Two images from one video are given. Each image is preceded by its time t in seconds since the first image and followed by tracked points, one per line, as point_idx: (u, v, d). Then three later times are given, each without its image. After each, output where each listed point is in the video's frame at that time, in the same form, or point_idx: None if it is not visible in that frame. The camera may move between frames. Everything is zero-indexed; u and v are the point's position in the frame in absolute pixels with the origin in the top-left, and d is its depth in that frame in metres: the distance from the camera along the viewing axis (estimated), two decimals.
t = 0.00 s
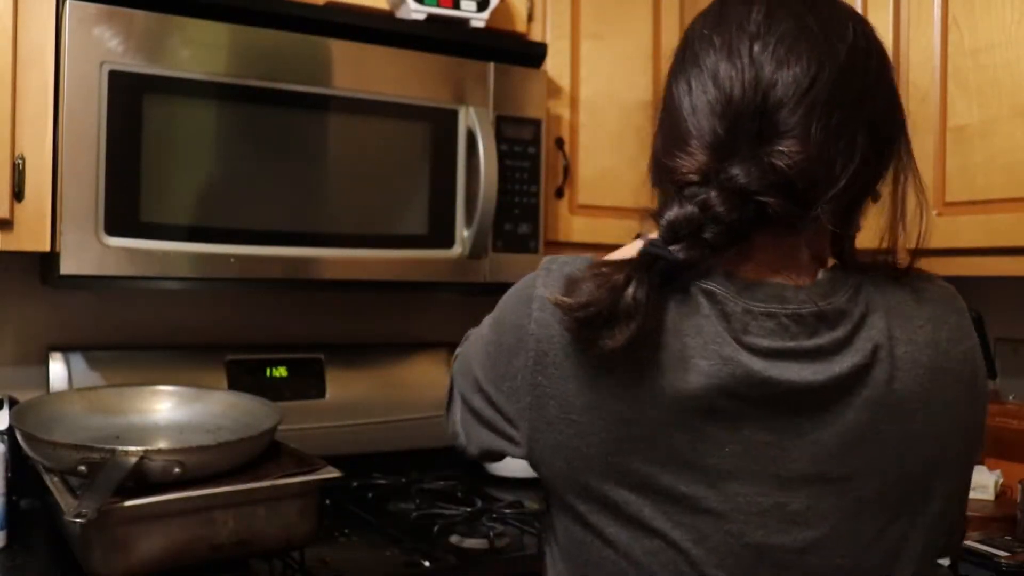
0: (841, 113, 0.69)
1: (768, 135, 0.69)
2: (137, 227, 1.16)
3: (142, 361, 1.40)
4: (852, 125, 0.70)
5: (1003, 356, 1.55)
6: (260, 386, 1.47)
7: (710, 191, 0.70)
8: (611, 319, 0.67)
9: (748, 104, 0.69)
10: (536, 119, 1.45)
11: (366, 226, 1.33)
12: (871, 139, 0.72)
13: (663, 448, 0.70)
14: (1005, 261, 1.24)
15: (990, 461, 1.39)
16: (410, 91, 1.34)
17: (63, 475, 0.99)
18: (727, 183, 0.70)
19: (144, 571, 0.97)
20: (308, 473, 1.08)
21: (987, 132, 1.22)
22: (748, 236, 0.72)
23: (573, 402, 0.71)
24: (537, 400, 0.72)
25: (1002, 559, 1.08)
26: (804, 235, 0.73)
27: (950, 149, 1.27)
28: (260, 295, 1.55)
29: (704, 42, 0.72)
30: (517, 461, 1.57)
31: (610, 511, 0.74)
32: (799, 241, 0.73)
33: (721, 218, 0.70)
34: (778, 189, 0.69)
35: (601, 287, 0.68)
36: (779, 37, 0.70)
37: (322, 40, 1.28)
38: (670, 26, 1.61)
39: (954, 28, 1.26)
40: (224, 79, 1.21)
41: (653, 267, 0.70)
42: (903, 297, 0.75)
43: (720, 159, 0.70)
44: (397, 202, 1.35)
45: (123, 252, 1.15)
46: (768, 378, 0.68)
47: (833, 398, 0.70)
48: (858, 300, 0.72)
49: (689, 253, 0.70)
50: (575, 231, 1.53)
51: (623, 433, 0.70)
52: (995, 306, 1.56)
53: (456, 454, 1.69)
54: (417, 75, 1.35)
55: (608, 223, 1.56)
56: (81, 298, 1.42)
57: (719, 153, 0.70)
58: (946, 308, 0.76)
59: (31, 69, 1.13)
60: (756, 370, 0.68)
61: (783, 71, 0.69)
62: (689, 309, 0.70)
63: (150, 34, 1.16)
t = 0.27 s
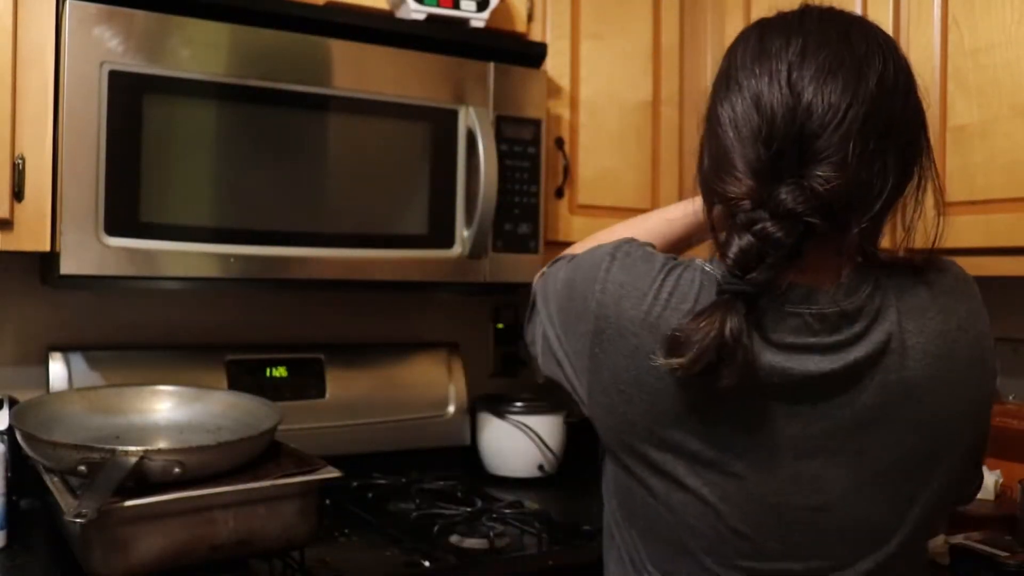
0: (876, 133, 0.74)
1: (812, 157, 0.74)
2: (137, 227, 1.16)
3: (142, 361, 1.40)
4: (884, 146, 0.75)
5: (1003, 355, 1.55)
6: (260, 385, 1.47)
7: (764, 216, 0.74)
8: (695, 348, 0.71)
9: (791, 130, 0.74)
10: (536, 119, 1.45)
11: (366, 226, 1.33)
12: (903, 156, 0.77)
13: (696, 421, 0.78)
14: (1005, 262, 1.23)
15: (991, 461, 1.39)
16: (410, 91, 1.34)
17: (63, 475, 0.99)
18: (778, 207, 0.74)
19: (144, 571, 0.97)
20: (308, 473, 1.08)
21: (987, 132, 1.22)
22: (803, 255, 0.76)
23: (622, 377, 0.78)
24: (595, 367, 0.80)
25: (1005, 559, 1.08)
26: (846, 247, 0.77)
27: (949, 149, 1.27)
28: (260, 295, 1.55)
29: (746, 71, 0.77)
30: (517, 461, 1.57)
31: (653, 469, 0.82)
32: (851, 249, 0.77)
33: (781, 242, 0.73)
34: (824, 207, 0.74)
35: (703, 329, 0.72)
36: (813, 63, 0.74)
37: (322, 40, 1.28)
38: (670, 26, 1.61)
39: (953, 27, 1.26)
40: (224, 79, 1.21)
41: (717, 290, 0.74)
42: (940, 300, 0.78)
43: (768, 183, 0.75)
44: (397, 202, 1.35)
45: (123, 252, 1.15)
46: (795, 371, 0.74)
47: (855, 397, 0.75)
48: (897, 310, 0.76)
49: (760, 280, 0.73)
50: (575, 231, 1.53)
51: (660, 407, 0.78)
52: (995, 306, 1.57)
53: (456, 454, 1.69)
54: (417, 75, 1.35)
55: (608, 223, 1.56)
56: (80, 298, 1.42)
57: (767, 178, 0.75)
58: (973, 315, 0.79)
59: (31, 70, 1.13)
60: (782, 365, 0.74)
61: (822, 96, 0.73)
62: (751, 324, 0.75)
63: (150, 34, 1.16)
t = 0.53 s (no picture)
0: (868, 142, 0.82)
1: (812, 162, 0.81)
2: (136, 227, 1.16)
3: (142, 361, 1.40)
4: (874, 149, 0.82)
5: (1003, 356, 1.55)
6: (260, 386, 1.47)
7: (769, 214, 0.81)
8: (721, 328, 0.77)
9: (794, 139, 0.81)
10: (536, 119, 1.44)
11: (367, 226, 1.33)
12: (890, 159, 0.84)
13: (711, 376, 0.82)
14: (1005, 262, 1.23)
15: (991, 461, 1.40)
16: (410, 91, 1.34)
17: (63, 475, 0.99)
18: (783, 208, 0.81)
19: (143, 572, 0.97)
20: (308, 473, 1.07)
21: (988, 131, 1.22)
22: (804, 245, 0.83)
23: (643, 335, 0.84)
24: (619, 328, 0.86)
25: (1005, 558, 1.08)
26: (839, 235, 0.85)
27: (949, 149, 1.27)
28: (260, 295, 1.55)
29: (748, 89, 0.84)
30: (517, 461, 1.57)
31: (661, 417, 0.87)
32: (843, 236, 0.85)
33: (784, 236, 0.80)
34: (824, 205, 0.81)
35: (725, 312, 0.77)
36: (811, 79, 0.81)
37: (323, 39, 1.28)
38: (670, 26, 1.61)
39: (954, 27, 1.26)
40: (224, 79, 1.21)
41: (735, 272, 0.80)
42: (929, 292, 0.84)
43: (771, 186, 0.82)
44: (397, 202, 1.35)
45: (122, 253, 1.14)
46: (798, 337, 0.80)
47: (852, 361, 0.81)
48: (886, 288, 0.82)
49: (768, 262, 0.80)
50: (575, 231, 1.53)
51: (677, 361, 0.83)
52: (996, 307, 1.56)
53: (456, 454, 1.68)
54: (417, 75, 1.35)
55: (608, 223, 1.55)
56: (80, 298, 1.42)
57: (772, 180, 0.82)
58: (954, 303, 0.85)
59: (30, 69, 1.13)
60: (791, 331, 0.80)
61: (817, 109, 0.80)
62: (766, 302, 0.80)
63: (150, 34, 1.16)
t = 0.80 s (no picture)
0: (815, 161, 0.91)
1: (768, 179, 0.89)
2: (136, 227, 1.16)
3: (142, 361, 1.40)
4: (819, 168, 0.91)
5: (1004, 356, 1.55)
6: (260, 385, 1.47)
7: (732, 226, 0.90)
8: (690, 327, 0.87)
9: (750, 159, 0.89)
10: (536, 118, 1.44)
11: (367, 226, 1.33)
12: (834, 175, 0.93)
13: (675, 368, 0.93)
14: (1006, 262, 1.22)
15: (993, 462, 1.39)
16: (410, 91, 1.34)
17: (62, 476, 0.99)
18: (744, 220, 0.89)
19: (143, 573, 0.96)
20: (308, 473, 1.07)
21: (988, 131, 1.21)
22: (764, 251, 0.92)
23: (602, 327, 0.97)
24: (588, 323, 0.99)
25: (1004, 560, 1.07)
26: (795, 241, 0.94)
27: (950, 149, 1.27)
28: (260, 295, 1.55)
29: (709, 119, 0.93)
30: (518, 461, 1.57)
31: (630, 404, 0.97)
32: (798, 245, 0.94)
33: (745, 243, 0.89)
34: (779, 216, 0.90)
35: (690, 316, 0.88)
36: (762, 108, 0.90)
37: (323, 39, 1.28)
38: (670, 25, 1.60)
39: (954, 26, 1.26)
40: (223, 79, 1.21)
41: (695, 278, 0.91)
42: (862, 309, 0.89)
43: (734, 202, 0.90)
44: (398, 202, 1.35)
45: (122, 253, 1.14)
46: (749, 333, 0.90)
47: (796, 353, 0.89)
48: (819, 296, 0.89)
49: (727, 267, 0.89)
50: (576, 231, 1.53)
51: (637, 351, 0.95)
52: (996, 307, 1.56)
53: (457, 455, 1.68)
54: (418, 76, 1.35)
55: (608, 223, 1.55)
56: (80, 298, 1.42)
57: (733, 196, 0.90)
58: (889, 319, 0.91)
59: (30, 69, 1.13)
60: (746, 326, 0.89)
61: (768, 133, 0.89)
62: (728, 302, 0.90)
63: (150, 34, 1.15)
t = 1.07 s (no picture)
0: (795, 164, 0.94)
1: (749, 177, 0.92)
2: (136, 227, 1.15)
3: (142, 361, 1.40)
4: (798, 170, 0.94)
5: (1004, 356, 1.54)
6: (260, 386, 1.47)
7: (715, 223, 0.92)
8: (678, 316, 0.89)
9: (730, 160, 0.92)
10: (536, 118, 1.44)
11: (366, 225, 1.32)
12: (813, 180, 0.96)
13: (660, 354, 0.94)
14: (1007, 262, 1.22)
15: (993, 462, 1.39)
16: (410, 91, 1.34)
17: (62, 476, 0.99)
18: (726, 217, 0.92)
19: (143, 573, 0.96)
20: (308, 473, 1.07)
21: (989, 131, 1.21)
22: (745, 247, 0.94)
23: (595, 313, 0.99)
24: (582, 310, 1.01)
25: (1003, 560, 1.08)
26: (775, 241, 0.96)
27: (950, 149, 1.27)
28: (260, 295, 1.55)
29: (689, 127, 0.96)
30: (518, 462, 1.56)
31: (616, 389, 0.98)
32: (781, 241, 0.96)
33: (729, 237, 0.91)
34: (761, 214, 0.92)
35: (678, 301, 0.89)
36: (737, 114, 0.93)
37: (322, 39, 1.27)
38: (670, 25, 1.60)
39: (955, 26, 1.26)
40: (222, 79, 1.20)
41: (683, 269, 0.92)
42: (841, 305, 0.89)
43: (717, 200, 0.93)
44: (398, 202, 1.35)
45: (122, 253, 1.14)
46: (733, 322, 0.90)
47: (776, 342, 0.88)
48: (798, 289, 0.89)
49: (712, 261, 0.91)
50: (576, 231, 1.53)
51: (625, 336, 0.96)
52: (996, 307, 1.56)
53: (457, 455, 1.68)
54: (417, 75, 1.35)
55: (608, 223, 1.55)
56: (80, 298, 1.41)
57: (716, 196, 0.93)
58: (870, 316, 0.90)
59: (29, 69, 1.13)
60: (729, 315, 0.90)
61: (744, 135, 0.92)
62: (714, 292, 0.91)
63: (150, 34, 1.15)
